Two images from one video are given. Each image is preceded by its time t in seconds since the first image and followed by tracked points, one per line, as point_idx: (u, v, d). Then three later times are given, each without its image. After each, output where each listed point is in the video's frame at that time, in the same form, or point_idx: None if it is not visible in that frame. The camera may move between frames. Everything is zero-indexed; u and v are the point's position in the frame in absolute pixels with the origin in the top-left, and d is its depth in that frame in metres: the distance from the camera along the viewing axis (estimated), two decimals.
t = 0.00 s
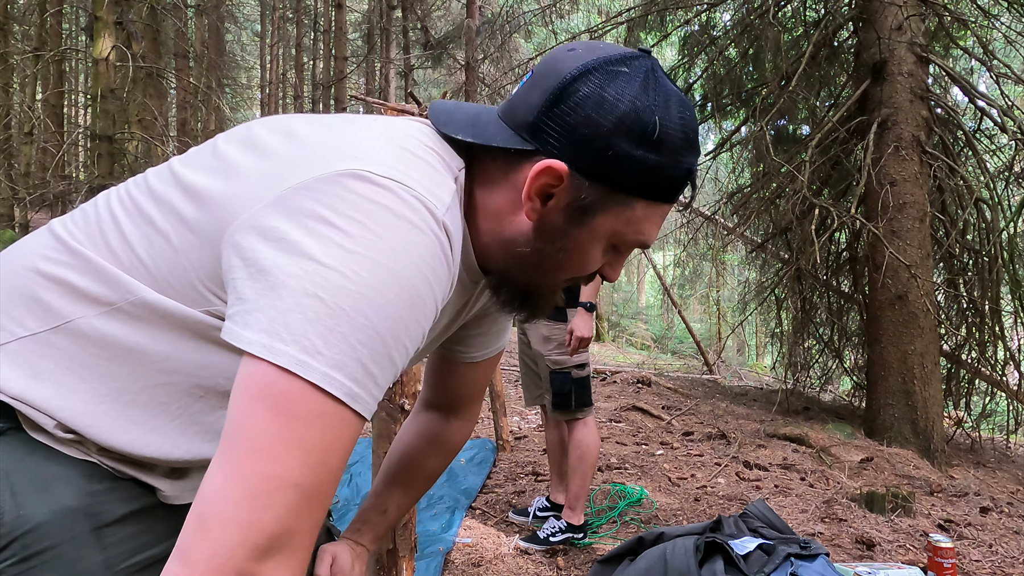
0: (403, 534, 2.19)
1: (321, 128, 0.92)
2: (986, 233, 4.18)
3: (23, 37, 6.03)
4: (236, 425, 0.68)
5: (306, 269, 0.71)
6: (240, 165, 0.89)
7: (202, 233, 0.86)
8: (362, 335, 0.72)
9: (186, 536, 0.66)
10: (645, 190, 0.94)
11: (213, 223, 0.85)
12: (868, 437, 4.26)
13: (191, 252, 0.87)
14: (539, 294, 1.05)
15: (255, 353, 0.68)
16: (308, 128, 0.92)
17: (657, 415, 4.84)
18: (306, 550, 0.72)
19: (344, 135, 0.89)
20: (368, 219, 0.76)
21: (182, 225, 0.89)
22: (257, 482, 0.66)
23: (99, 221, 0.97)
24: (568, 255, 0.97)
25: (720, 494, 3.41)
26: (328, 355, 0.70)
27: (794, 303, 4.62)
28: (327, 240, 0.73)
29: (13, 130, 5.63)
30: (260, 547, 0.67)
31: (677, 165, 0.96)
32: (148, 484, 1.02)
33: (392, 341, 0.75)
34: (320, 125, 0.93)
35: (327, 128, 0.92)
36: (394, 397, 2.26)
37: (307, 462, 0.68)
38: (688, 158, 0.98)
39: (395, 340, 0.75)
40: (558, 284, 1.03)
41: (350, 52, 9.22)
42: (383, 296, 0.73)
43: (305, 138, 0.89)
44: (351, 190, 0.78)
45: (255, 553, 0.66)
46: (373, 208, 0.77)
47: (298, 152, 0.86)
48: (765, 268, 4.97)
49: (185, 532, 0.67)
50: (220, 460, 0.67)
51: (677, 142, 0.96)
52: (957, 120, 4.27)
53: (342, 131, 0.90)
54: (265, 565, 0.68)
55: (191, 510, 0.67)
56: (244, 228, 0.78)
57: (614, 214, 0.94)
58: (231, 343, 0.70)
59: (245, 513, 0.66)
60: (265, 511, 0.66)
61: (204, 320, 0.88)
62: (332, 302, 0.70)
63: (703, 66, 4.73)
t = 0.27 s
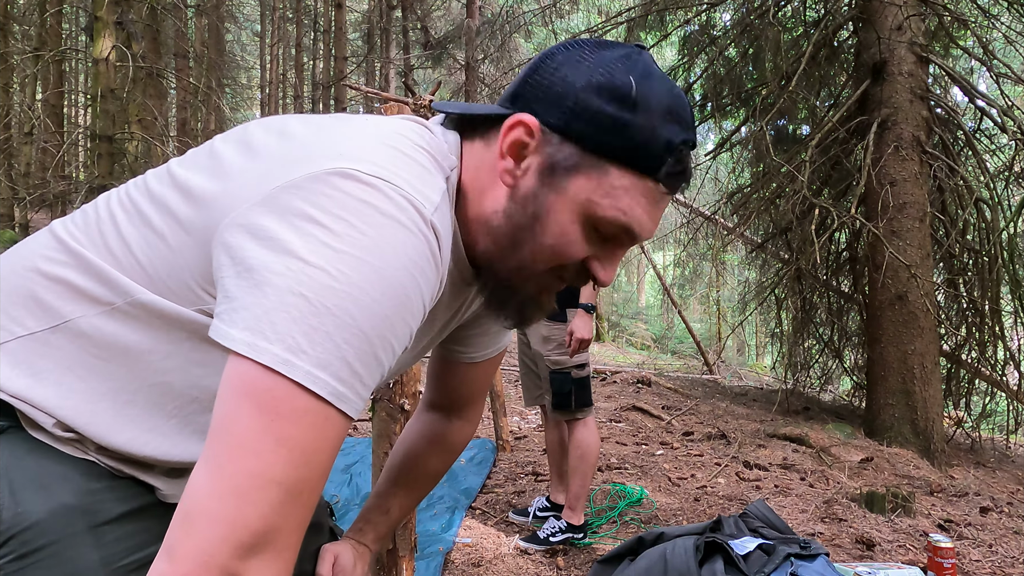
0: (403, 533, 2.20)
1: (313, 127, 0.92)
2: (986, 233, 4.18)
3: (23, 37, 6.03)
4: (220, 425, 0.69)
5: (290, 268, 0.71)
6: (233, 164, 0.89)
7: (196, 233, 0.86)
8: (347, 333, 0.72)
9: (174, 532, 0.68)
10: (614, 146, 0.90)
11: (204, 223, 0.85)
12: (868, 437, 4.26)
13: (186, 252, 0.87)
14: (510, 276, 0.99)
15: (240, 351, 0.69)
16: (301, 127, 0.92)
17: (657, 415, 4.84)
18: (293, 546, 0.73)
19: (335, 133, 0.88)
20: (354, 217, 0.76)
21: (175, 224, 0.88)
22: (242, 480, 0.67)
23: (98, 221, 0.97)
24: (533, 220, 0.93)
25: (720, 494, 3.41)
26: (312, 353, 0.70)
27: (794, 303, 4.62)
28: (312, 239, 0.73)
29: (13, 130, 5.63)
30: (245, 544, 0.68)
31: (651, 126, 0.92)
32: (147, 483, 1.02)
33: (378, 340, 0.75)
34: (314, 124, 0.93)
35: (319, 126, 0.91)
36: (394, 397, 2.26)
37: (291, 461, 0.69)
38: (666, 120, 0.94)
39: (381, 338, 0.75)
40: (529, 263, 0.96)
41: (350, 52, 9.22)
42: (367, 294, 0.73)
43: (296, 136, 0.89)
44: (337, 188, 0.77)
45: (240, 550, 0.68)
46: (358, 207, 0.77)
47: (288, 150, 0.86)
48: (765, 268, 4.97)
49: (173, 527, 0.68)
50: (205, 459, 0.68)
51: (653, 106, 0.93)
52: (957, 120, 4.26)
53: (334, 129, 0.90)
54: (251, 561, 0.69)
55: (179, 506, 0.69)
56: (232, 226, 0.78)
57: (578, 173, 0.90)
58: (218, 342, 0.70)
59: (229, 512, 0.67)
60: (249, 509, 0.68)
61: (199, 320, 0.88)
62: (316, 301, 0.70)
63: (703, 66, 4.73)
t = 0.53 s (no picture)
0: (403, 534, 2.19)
1: (314, 125, 0.91)
2: (986, 233, 4.18)
3: (23, 36, 6.03)
4: (219, 420, 0.69)
5: (290, 264, 0.71)
6: (234, 162, 0.88)
7: (198, 232, 0.86)
8: (346, 329, 0.72)
9: (173, 528, 0.68)
10: (580, 82, 0.99)
11: (206, 222, 0.85)
12: (868, 437, 4.26)
13: (188, 252, 0.87)
14: (485, 224, 0.97)
15: (240, 347, 0.69)
16: (302, 126, 0.92)
17: (657, 415, 4.84)
18: (289, 540, 0.74)
19: (337, 131, 0.88)
20: (354, 214, 0.75)
21: (179, 224, 0.89)
22: (240, 477, 0.67)
23: (101, 221, 0.97)
24: (503, 156, 0.97)
25: (720, 493, 3.41)
26: (311, 349, 0.70)
27: (794, 303, 4.62)
28: (312, 235, 0.73)
29: (13, 130, 5.62)
30: (243, 539, 0.69)
31: (614, 70, 1.02)
32: (149, 483, 1.03)
33: (376, 336, 0.75)
34: (315, 124, 0.93)
35: (320, 125, 0.91)
36: (394, 397, 2.25)
37: (289, 457, 0.69)
38: (630, 67, 1.03)
39: (379, 335, 0.76)
40: (503, 205, 0.96)
41: (350, 52, 9.22)
42: (367, 291, 0.73)
43: (296, 135, 0.89)
44: (338, 185, 0.77)
45: (238, 545, 0.68)
46: (359, 203, 0.76)
47: (288, 147, 0.86)
48: (765, 268, 4.97)
49: (172, 523, 0.69)
50: (204, 453, 0.68)
51: (618, 58, 1.03)
52: (957, 120, 4.26)
53: (335, 128, 0.89)
54: (249, 557, 0.70)
55: (178, 502, 0.69)
56: (231, 222, 0.78)
57: (547, 108, 0.98)
58: (218, 337, 0.70)
59: (227, 506, 0.67)
60: (248, 506, 0.68)
61: (200, 321, 0.88)
62: (315, 296, 0.70)
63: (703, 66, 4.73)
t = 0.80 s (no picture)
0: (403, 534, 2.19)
1: (314, 127, 0.91)
2: (986, 233, 4.18)
3: (23, 37, 6.03)
4: (219, 421, 0.69)
5: (290, 265, 0.71)
6: (234, 163, 0.88)
7: (198, 232, 0.86)
8: (346, 330, 0.72)
9: (172, 528, 0.68)
10: (584, 86, 1.00)
11: (205, 223, 0.85)
12: (868, 437, 4.26)
13: (188, 252, 0.87)
14: (483, 225, 0.97)
15: (240, 348, 0.69)
16: (302, 128, 0.92)
17: (657, 415, 4.85)
18: (289, 541, 0.74)
19: (337, 132, 0.88)
20: (354, 215, 0.75)
21: (178, 224, 0.89)
22: (240, 477, 0.68)
23: (101, 221, 0.97)
24: (504, 158, 0.97)
25: (720, 494, 3.41)
26: (312, 350, 0.70)
27: (794, 303, 4.62)
28: (313, 236, 0.73)
29: (13, 130, 5.63)
30: (243, 540, 0.69)
31: (617, 74, 1.03)
32: (148, 483, 1.03)
33: (376, 337, 0.75)
34: (315, 125, 0.93)
35: (320, 126, 0.91)
36: (394, 397, 2.25)
37: (289, 458, 0.70)
38: (633, 73, 1.05)
39: (379, 336, 0.76)
40: (503, 206, 0.96)
41: (351, 52, 9.22)
42: (366, 292, 0.73)
43: (297, 137, 0.89)
44: (338, 186, 0.77)
45: (238, 547, 0.68)
46: (359, 204, 0.76)
47: (289, 148, 0.86)
48: (765, 268, 4.97)
49: (172, 524, 0.69)
50: (204, 454, 0.69)
51: (620, 64, 1.05)
52: (957, 120, 4.26)
53: (335, 129, 0.89)
54: (249, 558, 0.70)
55: (178, 503, 0.69)
56: (232, 223, 0.78)
57: (550, 110, 0.98)
58: (218, 338, 0.70)
59: (227, 507, 0.67)
60: (247, 506, 0.68)
61: (199, 321, 0.88)
62: (315, 297, 0.70)
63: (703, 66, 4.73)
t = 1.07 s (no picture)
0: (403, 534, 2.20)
1: (313, 128, 0.91)
2: (986, 233, 4.18)
3: (23, 36, 6.02)
4: (218, 422, 0.69)
5: (289, 266, 0.71)
6: (233, 164, 0.88)
7: (197, 233, 0.86)
8: (345, 331, 0.72)
9: (171, 529, 0.68)
10: (583, 89, 1.00)
11: (204, 224, 0.85)
12: (868, 437, 4.26)
13: (187, 252, 0.87)
14: (483, 228, 0.97)
15: (239, 349, 0.69)
16: (300, 129, 0.92)
17: (657, 415, 4.85)
18: (288, 543, 0.74)
19: (336, 133, 0.88)
20: (353, 216, 0.75)
21: (177, 224, 0.89)
22: (240, 478, 0.68)
23: (101, 222, 0.97)
24: (504, 161, 0.97)
25: (720, 494, 3.41)
26: (311, 351, 0.70)
27: (794, 303, 4.62)
28: (312, 237, 0.73)
29: (13, 130, 5.62)
30: (242, 541, 0.69)
31: (616, 78, 1.03)
32: (147, 483, 1.03)
33: (375, 338, 0.76)
34: (314, 126, 0.93)
35: (319, 128, 0.91)
36: (394, 397, 2.25)
37: (289, 458, 0.70)
38: (633, 77, 1.05)
39: (379, 337, 0.76)
40: (502, 209, 0.96)
41: (351, 52, 9.22)
42: (366, 293, 0.73)
43: (296, 138, 0.89)
44: (337, 188, 0.77)
45: (237, 547, 0.68)
46: (358, 205, 0.76)
47: (288, 149, 0.86)
48: (765, 269, 4.97)
49: (170, 525, 0.69)
50: (203, 455, 0.69)
51: (620, 67, 1.05)
52: (957, 120, 4.26)
53: (334, 130, 0.89)
54: (248, 559, 0.70)
55: (177, 505, 0.69)
56: (231, 224, 0.78)
57: (549, 113, 0.98)
58: (218, 340, 0.70)
59: (227, 508, 0.68)
60: (247, 506, 0.68)
61: (197, 322, 0.88)
62: (314, 299, 0.70)
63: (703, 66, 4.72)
